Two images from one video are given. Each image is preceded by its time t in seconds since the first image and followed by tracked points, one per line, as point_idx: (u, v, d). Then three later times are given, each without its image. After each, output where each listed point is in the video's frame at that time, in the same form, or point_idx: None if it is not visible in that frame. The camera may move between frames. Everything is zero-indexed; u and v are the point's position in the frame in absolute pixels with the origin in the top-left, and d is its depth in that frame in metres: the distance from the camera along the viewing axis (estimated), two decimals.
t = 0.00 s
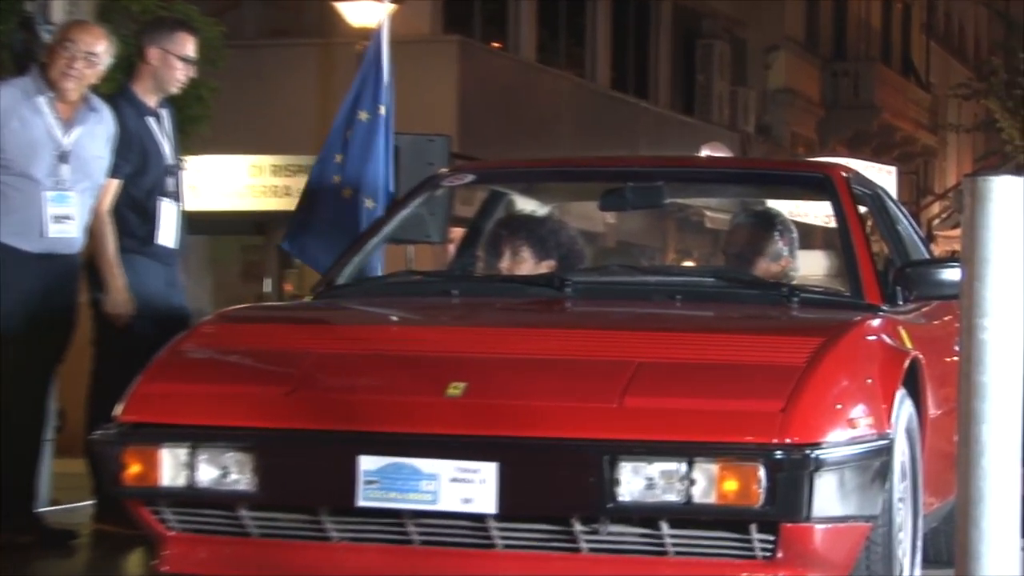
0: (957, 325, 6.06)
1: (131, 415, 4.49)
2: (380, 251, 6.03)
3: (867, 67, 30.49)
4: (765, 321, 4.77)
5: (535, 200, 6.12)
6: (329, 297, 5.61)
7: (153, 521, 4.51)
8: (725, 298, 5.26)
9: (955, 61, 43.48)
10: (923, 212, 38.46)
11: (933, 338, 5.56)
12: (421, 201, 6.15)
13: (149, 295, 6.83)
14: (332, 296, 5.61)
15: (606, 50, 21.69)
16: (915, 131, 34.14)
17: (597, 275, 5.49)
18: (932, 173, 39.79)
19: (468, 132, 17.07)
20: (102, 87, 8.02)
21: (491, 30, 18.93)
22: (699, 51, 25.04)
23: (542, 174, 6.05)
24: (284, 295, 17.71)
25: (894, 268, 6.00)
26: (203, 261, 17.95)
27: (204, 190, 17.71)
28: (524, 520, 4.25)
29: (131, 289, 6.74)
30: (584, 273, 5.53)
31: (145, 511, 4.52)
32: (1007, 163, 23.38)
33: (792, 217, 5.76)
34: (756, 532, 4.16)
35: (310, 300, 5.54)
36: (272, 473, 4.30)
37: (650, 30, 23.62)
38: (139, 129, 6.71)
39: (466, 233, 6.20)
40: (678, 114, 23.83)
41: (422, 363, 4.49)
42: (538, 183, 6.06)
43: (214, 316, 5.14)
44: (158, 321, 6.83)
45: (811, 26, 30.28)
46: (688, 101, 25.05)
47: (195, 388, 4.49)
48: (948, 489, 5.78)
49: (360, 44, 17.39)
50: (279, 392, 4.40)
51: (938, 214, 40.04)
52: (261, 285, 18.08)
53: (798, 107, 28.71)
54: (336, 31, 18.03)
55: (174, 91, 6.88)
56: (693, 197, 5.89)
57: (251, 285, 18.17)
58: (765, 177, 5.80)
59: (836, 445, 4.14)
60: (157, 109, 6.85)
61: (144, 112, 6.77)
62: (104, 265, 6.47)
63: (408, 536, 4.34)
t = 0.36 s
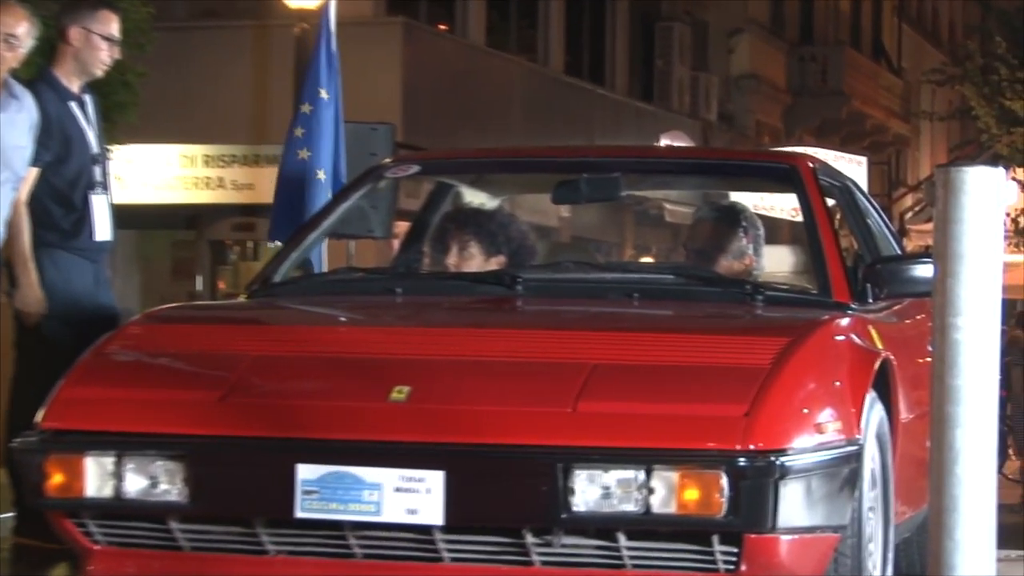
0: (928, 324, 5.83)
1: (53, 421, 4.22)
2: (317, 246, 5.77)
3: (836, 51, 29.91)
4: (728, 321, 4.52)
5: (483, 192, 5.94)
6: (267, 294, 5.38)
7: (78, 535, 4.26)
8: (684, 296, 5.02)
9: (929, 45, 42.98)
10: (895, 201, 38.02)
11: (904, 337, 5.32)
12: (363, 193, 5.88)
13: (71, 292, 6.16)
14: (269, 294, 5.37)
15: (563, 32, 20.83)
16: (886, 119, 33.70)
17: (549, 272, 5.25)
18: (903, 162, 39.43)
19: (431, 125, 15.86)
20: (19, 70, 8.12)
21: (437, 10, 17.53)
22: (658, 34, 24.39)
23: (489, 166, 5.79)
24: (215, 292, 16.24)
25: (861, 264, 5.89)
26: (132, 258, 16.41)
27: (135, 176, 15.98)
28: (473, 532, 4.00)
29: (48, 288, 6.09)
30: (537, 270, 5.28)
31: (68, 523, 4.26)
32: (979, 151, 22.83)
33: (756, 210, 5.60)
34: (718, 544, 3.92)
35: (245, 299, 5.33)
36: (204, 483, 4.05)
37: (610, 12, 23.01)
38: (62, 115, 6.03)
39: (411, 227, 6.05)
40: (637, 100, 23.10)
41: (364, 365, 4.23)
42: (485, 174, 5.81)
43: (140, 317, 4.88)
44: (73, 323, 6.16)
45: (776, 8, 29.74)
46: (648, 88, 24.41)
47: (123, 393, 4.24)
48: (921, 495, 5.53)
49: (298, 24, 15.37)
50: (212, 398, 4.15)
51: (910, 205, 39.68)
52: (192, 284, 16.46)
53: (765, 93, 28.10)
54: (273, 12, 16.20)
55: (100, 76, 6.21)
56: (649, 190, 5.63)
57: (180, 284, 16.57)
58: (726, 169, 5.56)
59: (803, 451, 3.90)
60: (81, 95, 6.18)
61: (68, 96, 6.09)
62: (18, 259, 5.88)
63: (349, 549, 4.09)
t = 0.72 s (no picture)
0: (919, 322, 5.80)
1: (34, 418, 4.17)
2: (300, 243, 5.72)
3: (825, 46, 29.91)
4: (716, 319, 4.48)
5: (468, 187, 5.95)
6: (249, 292, 5.33)
7: (60, 533, 4.21)
8: (673, 293, 4.98)
9: (918, 41, 43.01)
10: (884, 197, 38.05)
11: (894, 336, 5.29)
12: (348, 187, 5.82)
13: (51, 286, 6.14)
14: (251, 291, 5.32)
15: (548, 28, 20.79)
16: (875, 115, 33.70)
17: (535, 269, 5.22)
18: (893, 158, 39.45)
19: (414, 118, 15.80)
20: None
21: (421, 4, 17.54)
22: (644, 28, 24.37)
23: (475, 161, 5.75)
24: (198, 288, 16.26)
25: (850, 261, 5.87)
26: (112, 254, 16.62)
27: (116, 170, 15.59)
28: (459, 531, 3.96)
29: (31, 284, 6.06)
30: (523, 266, 5.24)
31: (50, 521, 4.21)
32: (967, 147, 22.78)
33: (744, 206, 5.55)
34: (707, 543, 3.88)
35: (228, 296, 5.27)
36: (187, 481, 4.01)
37: (596, 6, 22.94)
38: (41, 108, 6.03)
39: (395, 223, 6.00)
40: (624, 95, 23.07)
41: (350, 363, 4.19)
42: (470, 170, 5.78)
43: (121, 313, 4.83)
44: (56, 317, 6.13)
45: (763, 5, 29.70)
46: (634, 82, 24.38)
47: (105, 390, 4.19)
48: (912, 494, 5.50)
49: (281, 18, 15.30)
50: (195, 395, 4.11)
51: (899, 201, 39.71)
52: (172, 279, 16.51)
53: (753, 89, 28.07)
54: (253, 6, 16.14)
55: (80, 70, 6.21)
56: (637, 185, 5.61)
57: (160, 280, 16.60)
58: (715, 166, 5.52)
59: (792, 450, 3.87)
60: (59, 89, 6.19)
61: (45, 90, 6.08)
62: (2, 253, 5.71)
63: (335, 549, 4.04)
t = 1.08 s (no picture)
0: (928, 319, 5.80)
1: (44, 413, 4.18)
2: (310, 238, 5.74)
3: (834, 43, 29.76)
4: (725, 315, 4.48)
5: (477, 184, 5.94)
6: (258, 287, 5.33)
7: (69, 527, 4.22)
8: (682, 289, 4.97)
9: (926, 37, 42.93)
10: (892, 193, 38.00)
11: (903, 333, 5.29)
12: (356, 183, 5.83)
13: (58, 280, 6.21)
14: (260, 286, 5.33)
15: (556, 24, 20.76)
16: (883, 112, 33.67)
17: (544, 264, 5.21)
18: (900, 155, 39.40)
19: (423, 113, 15.81)
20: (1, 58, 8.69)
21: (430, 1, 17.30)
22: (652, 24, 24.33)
23: (485, 157, 5.75)
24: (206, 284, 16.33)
25: (859, 258, 5.86)
26: (120, 249, 16.59)
27: (123, 165, 15.57)
28: (467, 527, 3.96)
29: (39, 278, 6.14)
30: (532, 262, 5.25)
31: (60, 517, 4.22)
32: (976, 143, 22.76)
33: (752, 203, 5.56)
34: (716, 541, 3.88)
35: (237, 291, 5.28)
36: (197, 476, 4.01)
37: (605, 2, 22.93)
38: (49, 104, 6.10)
39: (403, 218, 6.01)
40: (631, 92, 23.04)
41: (358, 358, 4.18)
42: (479, 166, 5.78)
43: (130, 308, 4.84)
44: (64, 310, 6.21)
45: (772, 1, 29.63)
46: (641, 78, 24.35)
47: (115, 385, 4.20)
48: (920, 491, 5.50)
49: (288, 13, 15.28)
50: (204, 390, 4.11)
51: (907, 198, 39.66)
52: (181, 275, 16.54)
53: (760, 86, 28.00)
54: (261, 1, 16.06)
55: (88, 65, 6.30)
56: (646, 182, 5.62)
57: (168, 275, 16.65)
58: (724, 162, 5.53)
59: (801, 447, 3.87)
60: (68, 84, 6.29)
61: (54, 86, 6.16)
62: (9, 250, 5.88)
63: (343, 544, 4.04)
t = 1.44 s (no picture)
0: (933, 317, 5.80)
1: (49, 411, 4.18)
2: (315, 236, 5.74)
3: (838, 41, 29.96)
4: (730, 314, 4.47)
5: (483, 182, 5.94)
6: (263, 284, 5.33)
7: (74, 526, 4.22)
8: (688, 288, 4.98)
9: (931, 35, 42.89)
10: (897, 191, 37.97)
11: (909, 331, 5.28)
12: (361, 181, 5.83)
13: (62, 276, 6.23)
14: (265, 284, 5.33)
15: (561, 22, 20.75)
16: (888, 110, 33.64)
17: (549, 262, 5.21)
18: (906, 153, 39.36)
19: (428, 112, 15.81)
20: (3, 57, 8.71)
21: None
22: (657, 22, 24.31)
23: (490, 155, 5.75)
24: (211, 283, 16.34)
25: (864, 256, 5.85)
26: (124, 244, 16.53)
27: (129, 163, 15.73)
28: (473, 526, 3.96)
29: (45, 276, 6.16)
30: (537, 260, 5.24)
31: (65, 514, 4.22)
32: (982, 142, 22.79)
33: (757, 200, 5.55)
34: (721, 539, 3.88)
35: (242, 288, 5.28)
36: (201, 474, 4.01)
37: None
38: (58, 103, 6.16)
39: (409, 215, 6.04)
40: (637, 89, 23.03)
41: (363, 356, 4.18)
42: (484, 164, 5.77)
43: (135, 306, 4.84)
44: (66, 310, 6.22)
45: None
46: (647, 75, 24.33)
47: (120, 382, 4.20)
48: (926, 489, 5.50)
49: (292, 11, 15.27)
50: (208, 388, 4.11)
51: (913, 196, 39.63)
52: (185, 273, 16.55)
53: (765, 83, 27.95)
54: None
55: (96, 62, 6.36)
56: (652, 179, 5.60)
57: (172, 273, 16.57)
58: (731, 160, 5.52)
59: (806, 446, 3.86)
60: (76, 83, 6.32)
61: (60, 83, 6.19)
62: (16, 249, 5.87)
63: (348, 542, 4.04)
